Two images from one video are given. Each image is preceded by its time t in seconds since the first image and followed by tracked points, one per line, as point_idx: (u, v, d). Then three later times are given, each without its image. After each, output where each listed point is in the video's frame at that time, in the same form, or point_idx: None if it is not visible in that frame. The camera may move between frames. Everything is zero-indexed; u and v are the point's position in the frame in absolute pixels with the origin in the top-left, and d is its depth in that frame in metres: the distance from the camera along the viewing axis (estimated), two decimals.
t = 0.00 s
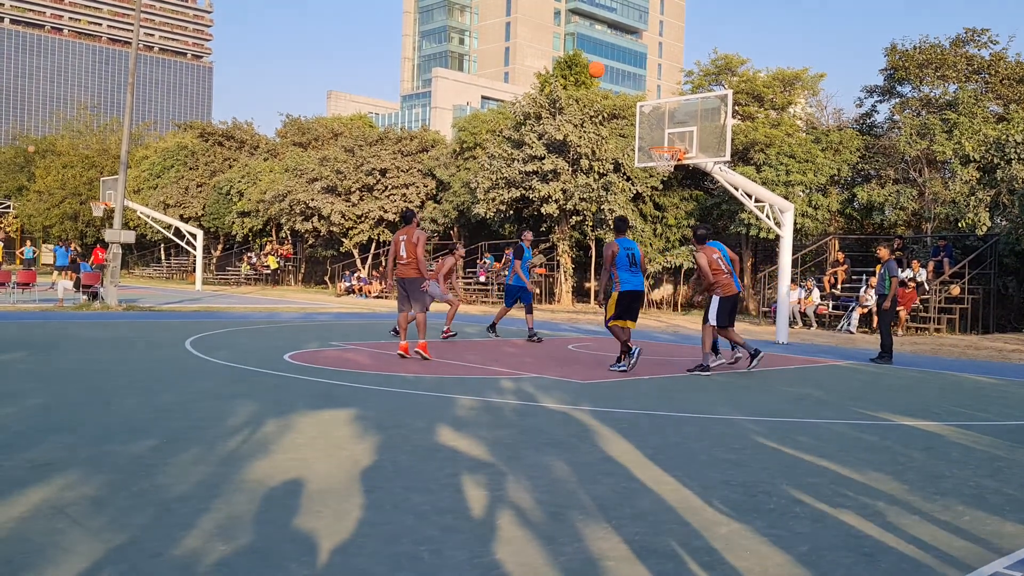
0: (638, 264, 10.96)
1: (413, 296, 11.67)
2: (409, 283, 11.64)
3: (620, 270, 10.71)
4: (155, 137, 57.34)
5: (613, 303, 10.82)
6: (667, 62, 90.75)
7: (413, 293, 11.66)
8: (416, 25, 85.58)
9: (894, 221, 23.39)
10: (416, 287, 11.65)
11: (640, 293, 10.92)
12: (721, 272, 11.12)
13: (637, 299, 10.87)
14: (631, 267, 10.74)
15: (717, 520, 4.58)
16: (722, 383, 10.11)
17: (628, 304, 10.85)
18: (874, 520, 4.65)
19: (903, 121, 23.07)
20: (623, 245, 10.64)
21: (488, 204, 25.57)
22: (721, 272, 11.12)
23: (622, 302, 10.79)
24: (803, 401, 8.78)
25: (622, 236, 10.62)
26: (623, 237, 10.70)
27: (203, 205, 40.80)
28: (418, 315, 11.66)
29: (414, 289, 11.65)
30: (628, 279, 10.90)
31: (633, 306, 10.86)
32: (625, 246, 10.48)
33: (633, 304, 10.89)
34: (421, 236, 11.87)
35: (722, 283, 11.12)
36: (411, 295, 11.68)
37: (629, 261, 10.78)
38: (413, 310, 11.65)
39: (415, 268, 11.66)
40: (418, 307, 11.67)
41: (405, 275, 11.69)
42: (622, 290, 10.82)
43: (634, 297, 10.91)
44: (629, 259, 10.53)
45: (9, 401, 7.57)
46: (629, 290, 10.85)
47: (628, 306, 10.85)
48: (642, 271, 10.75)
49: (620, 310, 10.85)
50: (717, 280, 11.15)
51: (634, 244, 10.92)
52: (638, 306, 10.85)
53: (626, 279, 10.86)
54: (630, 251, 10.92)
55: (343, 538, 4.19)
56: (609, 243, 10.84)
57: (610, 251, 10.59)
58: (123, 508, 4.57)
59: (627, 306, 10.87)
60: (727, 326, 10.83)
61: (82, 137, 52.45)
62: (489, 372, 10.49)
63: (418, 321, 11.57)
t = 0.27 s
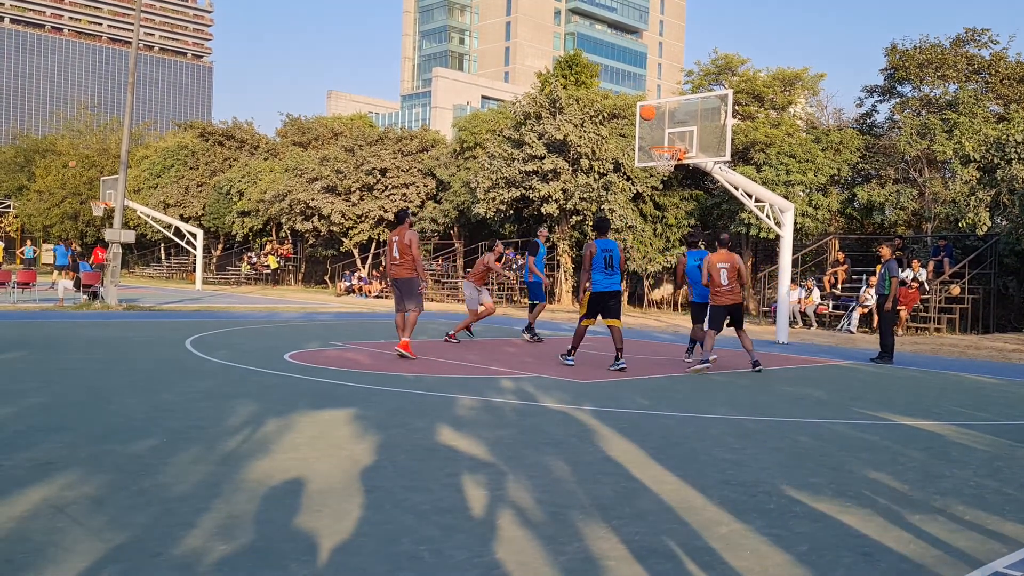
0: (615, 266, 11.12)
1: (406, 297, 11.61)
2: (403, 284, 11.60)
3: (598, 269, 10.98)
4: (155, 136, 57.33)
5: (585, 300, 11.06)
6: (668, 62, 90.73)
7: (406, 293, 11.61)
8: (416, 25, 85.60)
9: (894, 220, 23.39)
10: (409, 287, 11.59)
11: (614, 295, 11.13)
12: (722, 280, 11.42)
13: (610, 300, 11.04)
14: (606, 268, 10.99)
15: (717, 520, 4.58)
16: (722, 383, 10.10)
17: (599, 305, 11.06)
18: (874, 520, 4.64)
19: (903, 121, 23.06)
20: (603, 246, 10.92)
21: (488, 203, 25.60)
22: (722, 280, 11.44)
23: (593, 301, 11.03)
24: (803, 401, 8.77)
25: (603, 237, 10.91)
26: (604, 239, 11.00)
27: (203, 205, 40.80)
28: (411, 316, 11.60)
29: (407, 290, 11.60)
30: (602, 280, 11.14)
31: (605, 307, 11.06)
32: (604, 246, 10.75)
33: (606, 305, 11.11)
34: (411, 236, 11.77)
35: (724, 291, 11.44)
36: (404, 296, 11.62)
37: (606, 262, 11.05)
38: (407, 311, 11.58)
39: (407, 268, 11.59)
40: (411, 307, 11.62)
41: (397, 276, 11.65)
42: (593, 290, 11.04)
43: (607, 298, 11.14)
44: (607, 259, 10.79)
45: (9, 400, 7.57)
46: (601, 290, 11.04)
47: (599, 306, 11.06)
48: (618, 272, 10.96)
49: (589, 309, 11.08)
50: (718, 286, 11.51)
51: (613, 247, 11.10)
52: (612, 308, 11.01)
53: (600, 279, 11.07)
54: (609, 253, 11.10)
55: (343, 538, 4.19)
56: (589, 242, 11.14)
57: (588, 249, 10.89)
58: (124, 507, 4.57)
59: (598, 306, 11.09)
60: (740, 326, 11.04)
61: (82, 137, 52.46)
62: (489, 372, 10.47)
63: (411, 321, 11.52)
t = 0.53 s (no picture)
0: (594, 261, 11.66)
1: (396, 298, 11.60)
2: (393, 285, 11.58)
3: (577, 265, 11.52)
4: (155, 137, 57.33)
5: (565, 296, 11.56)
6: (668, 62, 90.72)
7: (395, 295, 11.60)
8: (417, 25, 85.61)
9: (894, 220, 23.39)
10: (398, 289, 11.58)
11: (592, 290, 11.67)
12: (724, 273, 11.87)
13: (589, 295, 11.57)
14: (584, 263, 11.53)
15: (717, 519, 4.58)
16: (722, 382, 10.09)
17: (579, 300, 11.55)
18: (874, 520, 4.65)
19: (903, 121, 23.06)
20: (581, 243, 11.51)
21: (489, 203, 25.65)
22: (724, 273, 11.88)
23: (573, 296, 11.51)
24: (803, 401, 8.77)
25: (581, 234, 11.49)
26: (582, 236, 11.60)
27: (203, 205, 40.80)
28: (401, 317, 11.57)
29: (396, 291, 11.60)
30: (580, 277, 11.67)
31: (585, 301, 11.57)
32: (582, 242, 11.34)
33: (586, 300, 11.63)
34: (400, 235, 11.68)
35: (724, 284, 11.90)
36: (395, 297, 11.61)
37: (584, 258, 11.57)
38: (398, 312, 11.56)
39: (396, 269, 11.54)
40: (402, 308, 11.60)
41: (388, 278, 11.63)
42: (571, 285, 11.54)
43: (586, 294, 11.66)
44: (585, 253, 11.34)
45: (9, 401, 7.56)
46: (580, 287, 11.55)
47: (579, 302, 11.54)
48: (596, 267, 11.48)
49: (571, 305, 11.53)
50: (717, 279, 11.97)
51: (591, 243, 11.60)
52: (591, 302, 11.53)
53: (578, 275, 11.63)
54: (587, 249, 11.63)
55: (343, 538, 4.19)
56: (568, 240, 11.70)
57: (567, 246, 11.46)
58: (125, 508, 4.57)
59: (578, 301, 11.58)
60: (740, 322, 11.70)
61: (83, 137, 52.49)
62: (490, 372, 10.47)
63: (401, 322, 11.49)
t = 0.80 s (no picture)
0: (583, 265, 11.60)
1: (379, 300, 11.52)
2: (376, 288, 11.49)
3: (566, 270, 11.50)
4: (156, 136, 57.34)
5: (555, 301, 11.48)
6: (668, 62, 90.75)
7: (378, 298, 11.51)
8: (417, 25, 85.65)
9: (894, 220, 23.39)
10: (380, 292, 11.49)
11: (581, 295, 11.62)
12: (716, 275, 12.23)
13: (577, 300, 11.52)
14: (573, 268, 11.49)
15: (717, 519, 4.58)
16: (722, 382, 10.09)
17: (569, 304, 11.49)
18: (874, 520, 4.65)
19: (904, 121, 23.06)
20: (570, 247, 11.47)
21: (489, 203, 25.67)
22: (716, 274, 12.23)
23: (563, 300, 11.44)
24: (804, 401, 8.77)
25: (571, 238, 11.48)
26: (570, 241, 11.57)
27: (204, 205, 40.81)
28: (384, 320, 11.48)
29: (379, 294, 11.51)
30: (569, 282, 11.62)
31: (574, 306, 11.52)
32: (572, 246, 11.34)
33: (576, 305, 11.58)
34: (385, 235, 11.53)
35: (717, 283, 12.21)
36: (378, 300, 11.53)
37: (573, 263, 11.56)
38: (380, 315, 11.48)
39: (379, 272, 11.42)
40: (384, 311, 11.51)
41: (372, 280, 11.55)
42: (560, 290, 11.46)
43: (576, 299, 11.60)
44: (575, 258, 11.34)
45: (9, 401, 7.56)
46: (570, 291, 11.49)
47: (569, 305, 11.48)
48: (585, 272, 11.46)
49: (561, 310, 11.46)
50: (709, 280, 12.27)
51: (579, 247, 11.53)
52: (581, 306, 11.48)
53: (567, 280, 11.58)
54: (576, 254, 11.57)
55: (343, 538, 4.19)
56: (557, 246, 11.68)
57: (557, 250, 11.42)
58: (125, 508, 4.57)
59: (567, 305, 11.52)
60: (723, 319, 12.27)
61: (83, 137, 52.52)
62: (490, 372, 10.47)
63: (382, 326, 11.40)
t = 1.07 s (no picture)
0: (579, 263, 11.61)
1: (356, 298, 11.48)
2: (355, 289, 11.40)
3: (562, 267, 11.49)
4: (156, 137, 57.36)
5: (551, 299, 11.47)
6: (669, 63, 90.74)
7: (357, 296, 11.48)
8: (418, 25, 85.69)
9: (895, 220, 23.38)
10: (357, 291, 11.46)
11: (577, 293, 11.63)
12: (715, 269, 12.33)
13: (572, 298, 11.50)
14: (568, 265, 11.49)
15: (717, 519, 4.58)
16: (722, 382, 10.09)
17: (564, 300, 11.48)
18: (874, 520, 4.65)
19: (904, 121, 23.06)
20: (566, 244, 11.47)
21: (489, 203, 25.69)
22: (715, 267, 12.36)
23: (559, 297, 11.42)
24: (804, 401, 8.77)
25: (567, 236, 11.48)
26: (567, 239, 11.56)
27: (204, 205, 40.83)
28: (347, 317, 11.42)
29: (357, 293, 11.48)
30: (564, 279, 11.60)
31: (570, 303, 11.52)
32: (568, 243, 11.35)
33: (572, 302, 11.57)
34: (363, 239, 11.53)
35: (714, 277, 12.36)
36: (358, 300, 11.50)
37: (568, 260, 11.56)
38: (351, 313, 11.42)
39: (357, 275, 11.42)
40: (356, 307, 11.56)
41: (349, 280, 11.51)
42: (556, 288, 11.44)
43: (572, 296, 11.59)
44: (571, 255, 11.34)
45: (10, 401, 7.57)
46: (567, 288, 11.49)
47: (564, 303, 11.48)
48: (581, 270, 11.48)
49: (557, 307, 11.45)
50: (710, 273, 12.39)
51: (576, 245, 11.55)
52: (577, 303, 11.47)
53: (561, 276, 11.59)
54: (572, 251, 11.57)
55: (343, 538, 4.19)
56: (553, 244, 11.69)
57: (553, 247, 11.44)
58: (125, 508, 4.57)
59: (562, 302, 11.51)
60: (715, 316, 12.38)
61: (84, 137, 52.53)
62: (490, 372, 10.48)
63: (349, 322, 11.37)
